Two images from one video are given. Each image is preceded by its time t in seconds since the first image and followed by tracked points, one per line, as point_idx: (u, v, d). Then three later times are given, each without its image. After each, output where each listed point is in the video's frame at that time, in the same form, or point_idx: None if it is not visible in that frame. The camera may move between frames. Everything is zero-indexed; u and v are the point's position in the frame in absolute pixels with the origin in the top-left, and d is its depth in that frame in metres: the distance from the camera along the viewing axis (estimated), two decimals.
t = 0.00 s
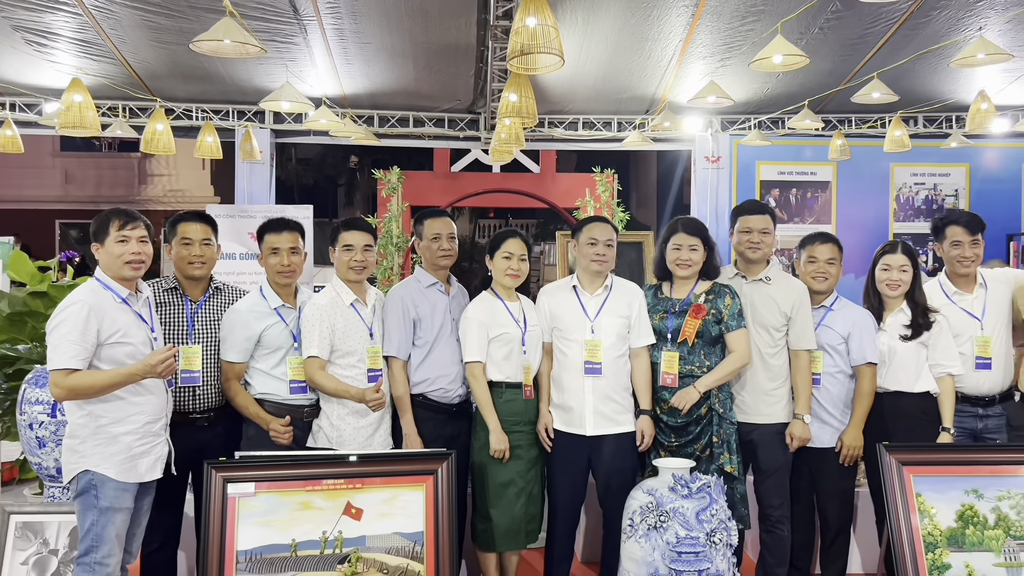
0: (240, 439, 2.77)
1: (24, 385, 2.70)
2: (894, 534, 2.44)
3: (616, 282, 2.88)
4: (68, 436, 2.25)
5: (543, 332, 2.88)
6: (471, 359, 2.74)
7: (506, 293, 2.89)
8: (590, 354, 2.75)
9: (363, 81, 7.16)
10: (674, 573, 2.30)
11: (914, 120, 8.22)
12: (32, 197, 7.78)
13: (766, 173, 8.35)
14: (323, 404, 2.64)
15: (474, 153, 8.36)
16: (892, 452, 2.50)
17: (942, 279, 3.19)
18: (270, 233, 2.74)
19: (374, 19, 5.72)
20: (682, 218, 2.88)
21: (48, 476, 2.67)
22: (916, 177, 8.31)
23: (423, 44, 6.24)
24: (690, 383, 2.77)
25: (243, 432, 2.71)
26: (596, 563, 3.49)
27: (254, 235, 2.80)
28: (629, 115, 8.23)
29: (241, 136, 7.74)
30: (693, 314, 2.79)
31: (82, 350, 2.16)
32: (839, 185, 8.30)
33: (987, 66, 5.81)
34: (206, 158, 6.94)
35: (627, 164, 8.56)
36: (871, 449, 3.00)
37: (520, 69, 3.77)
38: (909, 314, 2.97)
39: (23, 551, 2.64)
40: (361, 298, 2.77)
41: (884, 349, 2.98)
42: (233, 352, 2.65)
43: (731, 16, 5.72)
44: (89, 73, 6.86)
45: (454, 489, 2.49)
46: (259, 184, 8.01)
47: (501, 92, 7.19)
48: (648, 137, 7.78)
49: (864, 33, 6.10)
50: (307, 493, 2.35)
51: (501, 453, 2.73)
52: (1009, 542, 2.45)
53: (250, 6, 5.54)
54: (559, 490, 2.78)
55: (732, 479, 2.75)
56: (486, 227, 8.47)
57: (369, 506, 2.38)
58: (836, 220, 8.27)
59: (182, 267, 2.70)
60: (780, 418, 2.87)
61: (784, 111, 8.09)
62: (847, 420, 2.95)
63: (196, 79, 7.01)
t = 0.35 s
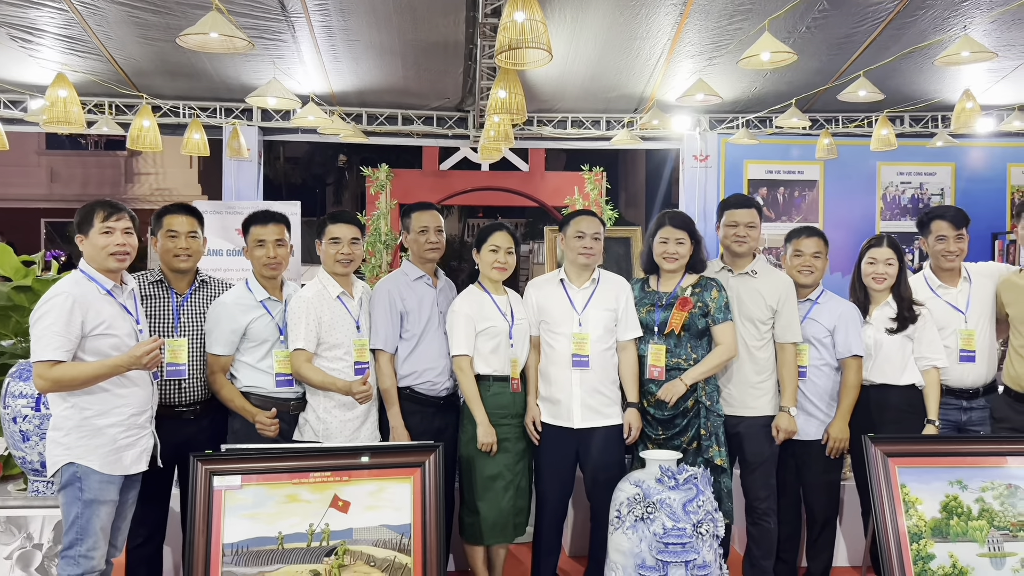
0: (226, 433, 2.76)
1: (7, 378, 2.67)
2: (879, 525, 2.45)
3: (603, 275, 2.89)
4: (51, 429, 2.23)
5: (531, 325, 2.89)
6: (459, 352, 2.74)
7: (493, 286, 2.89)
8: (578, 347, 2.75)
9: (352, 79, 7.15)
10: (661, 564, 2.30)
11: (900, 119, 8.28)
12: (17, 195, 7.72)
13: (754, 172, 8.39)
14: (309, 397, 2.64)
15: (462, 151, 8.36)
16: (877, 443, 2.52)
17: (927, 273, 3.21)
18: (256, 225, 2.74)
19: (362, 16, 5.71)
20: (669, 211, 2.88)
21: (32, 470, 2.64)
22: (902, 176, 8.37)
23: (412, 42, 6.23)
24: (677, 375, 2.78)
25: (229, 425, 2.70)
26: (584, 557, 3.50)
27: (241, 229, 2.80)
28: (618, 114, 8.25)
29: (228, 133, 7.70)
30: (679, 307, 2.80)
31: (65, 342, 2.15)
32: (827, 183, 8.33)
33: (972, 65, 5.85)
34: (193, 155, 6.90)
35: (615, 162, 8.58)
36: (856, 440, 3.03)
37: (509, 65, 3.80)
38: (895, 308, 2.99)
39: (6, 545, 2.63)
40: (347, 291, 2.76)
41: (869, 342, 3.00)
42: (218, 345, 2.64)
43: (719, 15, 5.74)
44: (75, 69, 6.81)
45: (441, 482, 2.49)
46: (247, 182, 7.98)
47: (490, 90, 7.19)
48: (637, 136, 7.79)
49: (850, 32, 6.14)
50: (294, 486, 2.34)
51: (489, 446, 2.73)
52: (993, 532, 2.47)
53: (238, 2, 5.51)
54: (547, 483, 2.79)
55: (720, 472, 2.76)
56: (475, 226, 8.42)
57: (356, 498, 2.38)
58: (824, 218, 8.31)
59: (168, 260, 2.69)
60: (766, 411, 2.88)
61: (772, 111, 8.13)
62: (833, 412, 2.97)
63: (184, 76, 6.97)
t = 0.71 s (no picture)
0: (212, 427, 2.74)
1: None
2: (865, 517, 2.46)
3: (590, 270, 2.89)
4: (34, 423, 2.21)
5: (519, 319, 2.89)
6: (446, 347, 2.74)
7: (480, 280, 2.89)
8: (565, 341, 2.75)
9: (340, 76, 7.13)
10: (648, 556, 2.31)
11: (887, 119, 8.32)
12: (3, 193, 7.65)
13: (742, 171, 8.42)
14: (296, 391, 2.63)
15: (451, 150, 8.33)
16: (863, 436, 2.52)
17: (913, 268, 3.24)
18: (243, 218, 2.74)
19: (351, 13, 5.69)
20: (656, 205, 2.89)
21: (15, 465, 2.63)
22: (889, 175, 8.41)
23: (401, 40, 6.22)
24: (664, 369, 2.79)
25: (216, 420, 2.69)
26: (571, 552, 3.50)
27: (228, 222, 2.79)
28: (607, 113, 8.25)
29: (216, 131, 7.65)
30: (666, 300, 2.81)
31: (49, 334, 2.14)
32: (814, 182, 8.37)
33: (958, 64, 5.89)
34: (181, 152, 6.86)
35: (605, 161, 8.62)
36: (842, 434, 3.05)
37: (497, 59, 3.76)
38: (882, 302, 3.00)
39: None
40: (333, 285, 2.75)
41: (856, 336, 3.01)
42: (204, 339, 2.63)
43: (708, 14, 5.75)
44: (61, 66, 6.76)
45: (428, 476, 2.48)
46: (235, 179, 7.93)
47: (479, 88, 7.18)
48: (626, 135, 7.81)
49: (838, 31, 6.17)
50: (280, 480, 2.33)
51: (476, 440, 2.73)
52: (977, 525, 2.48)
53: None
54: (535, 477, 2.79)
55: (704, 466, 2.79)
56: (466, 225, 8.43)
57: (342, 492, 2.37)
58: (811, 217, 8.35)
59: (153, 253, 2.67)
60: (753, 405, 2.90)
61: (760, 110, 8.15)
62: (818, 406, 2.99)
63: (171, 73, 6.94)
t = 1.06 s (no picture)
0: (200, 424, 2.73)
1: None
2: (853, 512, 2.47)
3: (579, 266, 2.89)
4: (20, 418, 2.20)
5: (508, 316, 2.89)
6: (435, 343, 2.73)
7: (469, 277, 2.89)
8: (554, 336, 2.75)
9: (330, 75, 7.11)
10: (637, 551, 2.31)
11: (875, 118, 8.36)
12: None
13: (732, 170, 8.44)
14: (283, 387, 2.62)
15: (441, 149, 8.33)
16: (851, 431, 2.53)
17: (900, 264, 3.26)
18: (232, 214, 2.74)
19: (341, 11, 5.68)
20: (645, 201, 2.89)
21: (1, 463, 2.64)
22: (878, 174, 8.45)
23: (390, 38, 6.21)
24: (653, 365, 2.79)
25: (203, 416, 2.68)
26: (561, 549, 3.50)
27: (215, 218, 2.77)
28: (597, 112, 8.26)
29: (205, 129, 7.61)
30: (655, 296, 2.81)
31: (34, 329, 2.12)
32: (803, 181, 8.41)
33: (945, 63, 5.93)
34: (169, 150, 6.83)
35: (595, 161, 8.61)
36: (830, 429, 3.06)
37: (487, 56, 3.76)
38: (869, 298, 3.02)
39: None
40: (321, 281, 2.74)
41: (843, 332, 3.03)
42: (193, 334, 2.61)
43: (697, 13, 5.77)
44: (47, 63, 6.72)
45: (417, 471, 2.48)
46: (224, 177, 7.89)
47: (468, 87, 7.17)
48: (616, 134, 7.82)
49: (827, 31, 6.20)
50: (268, 475, 2.32)
51: (466, 436, 2.73)
52: (963, 518, 2.50)
53: None
54: (524, 473, 2.79)
55: (692, 461, 2.80)
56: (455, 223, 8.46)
57: (331, 488, 2.36)
58: (800, 216, 8.38)
59: (140, 249, 2.66)
60: (741, 400, 2.90)
61: (749, 109, 8.18)
62: (806, 402, 3.00)
63: (159, 71, 6.90)
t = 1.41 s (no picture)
0: (189, 419, 2.72)
1: None
2: (842, 507, 2.48)
3: (569, 262, 2.89)
4: (6, 413, 2.18)
5: (497, 311, 2.89)
6: (425, 338, 2.73)
7: (459, 272, 2.89)
8: (544, 332, 2.75)
9: (320, 73, 7.09)
10: (627, 544, 2.32)
11: (864, 117, 8.40)
12: None
13: (721, 169, 8.47)
14: (272, 382, 2.61)
15: (432, 147, 8.33)
16: (840, 425, 2.54)
17: (888, 260, 3.27)
18: (221, 208, 2.73)
19: (331, 9, 5.67)
20: (635, 197, 2.89)
21: None
22: (867, 173, 8.50)
23: (381, 36, 6.20)
24: (642, 360, 2.80)
25: (192, 411, 2.67)
26: (550, 544, 3.51)
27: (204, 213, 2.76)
28: (588, 110, 8.27)
29: (194, 127, 7.58)
30: (644, 292, 2.81)
31: (21, 323, 2.11)
32: (793, 180, 8.44)
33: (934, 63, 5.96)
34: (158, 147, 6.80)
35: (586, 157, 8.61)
36: (818, 423, 3.08)
37: (477, 52, 3.78)
38: (857, 293, 3.04)
39: None
40: (310, 276, 2.74)
41: (831, 327, 3.05)
42: (181, 329, 2.60)
43: (687, 12, 5.79)
44: (35, 60, 6.67)
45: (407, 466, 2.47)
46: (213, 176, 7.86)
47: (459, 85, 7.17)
48: (606, 132, 7.83)
49: (816, 31, 6.23)
50: (257, 471, 2.32)
51: (456, 431, 2.73)
52: (950, 512, 2.51)
53: None
54: (514, 468, 2.79)
55: (682, 455, 2.80)
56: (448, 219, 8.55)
57: (320, 483, 2.36)
58: (789, 214, 8.42)
59: (129, 243, 2.65)
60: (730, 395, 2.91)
61: (739, 107, 8.20)
62: (794, 397, 3.02)
63: (148, 68, 6.87)
